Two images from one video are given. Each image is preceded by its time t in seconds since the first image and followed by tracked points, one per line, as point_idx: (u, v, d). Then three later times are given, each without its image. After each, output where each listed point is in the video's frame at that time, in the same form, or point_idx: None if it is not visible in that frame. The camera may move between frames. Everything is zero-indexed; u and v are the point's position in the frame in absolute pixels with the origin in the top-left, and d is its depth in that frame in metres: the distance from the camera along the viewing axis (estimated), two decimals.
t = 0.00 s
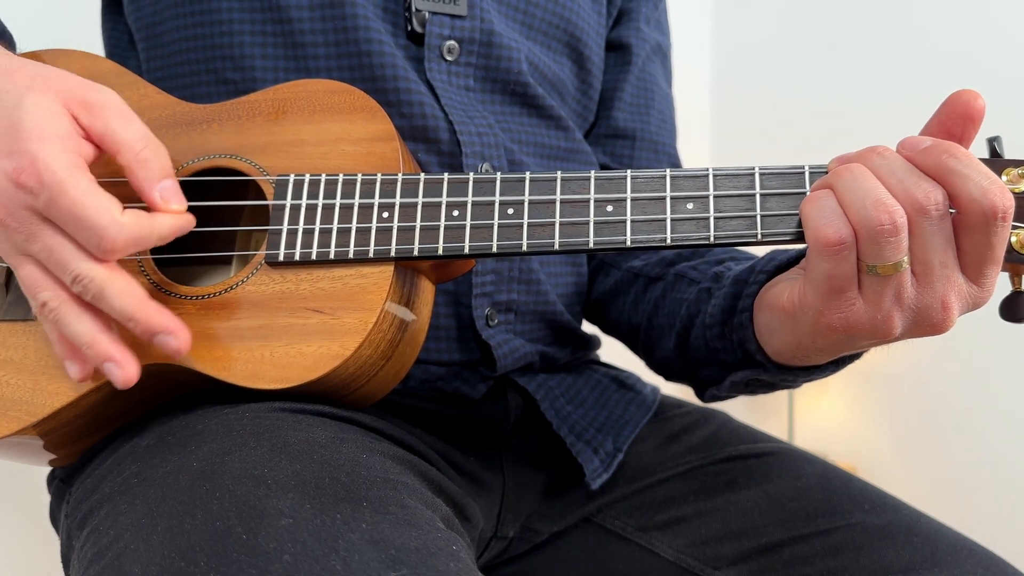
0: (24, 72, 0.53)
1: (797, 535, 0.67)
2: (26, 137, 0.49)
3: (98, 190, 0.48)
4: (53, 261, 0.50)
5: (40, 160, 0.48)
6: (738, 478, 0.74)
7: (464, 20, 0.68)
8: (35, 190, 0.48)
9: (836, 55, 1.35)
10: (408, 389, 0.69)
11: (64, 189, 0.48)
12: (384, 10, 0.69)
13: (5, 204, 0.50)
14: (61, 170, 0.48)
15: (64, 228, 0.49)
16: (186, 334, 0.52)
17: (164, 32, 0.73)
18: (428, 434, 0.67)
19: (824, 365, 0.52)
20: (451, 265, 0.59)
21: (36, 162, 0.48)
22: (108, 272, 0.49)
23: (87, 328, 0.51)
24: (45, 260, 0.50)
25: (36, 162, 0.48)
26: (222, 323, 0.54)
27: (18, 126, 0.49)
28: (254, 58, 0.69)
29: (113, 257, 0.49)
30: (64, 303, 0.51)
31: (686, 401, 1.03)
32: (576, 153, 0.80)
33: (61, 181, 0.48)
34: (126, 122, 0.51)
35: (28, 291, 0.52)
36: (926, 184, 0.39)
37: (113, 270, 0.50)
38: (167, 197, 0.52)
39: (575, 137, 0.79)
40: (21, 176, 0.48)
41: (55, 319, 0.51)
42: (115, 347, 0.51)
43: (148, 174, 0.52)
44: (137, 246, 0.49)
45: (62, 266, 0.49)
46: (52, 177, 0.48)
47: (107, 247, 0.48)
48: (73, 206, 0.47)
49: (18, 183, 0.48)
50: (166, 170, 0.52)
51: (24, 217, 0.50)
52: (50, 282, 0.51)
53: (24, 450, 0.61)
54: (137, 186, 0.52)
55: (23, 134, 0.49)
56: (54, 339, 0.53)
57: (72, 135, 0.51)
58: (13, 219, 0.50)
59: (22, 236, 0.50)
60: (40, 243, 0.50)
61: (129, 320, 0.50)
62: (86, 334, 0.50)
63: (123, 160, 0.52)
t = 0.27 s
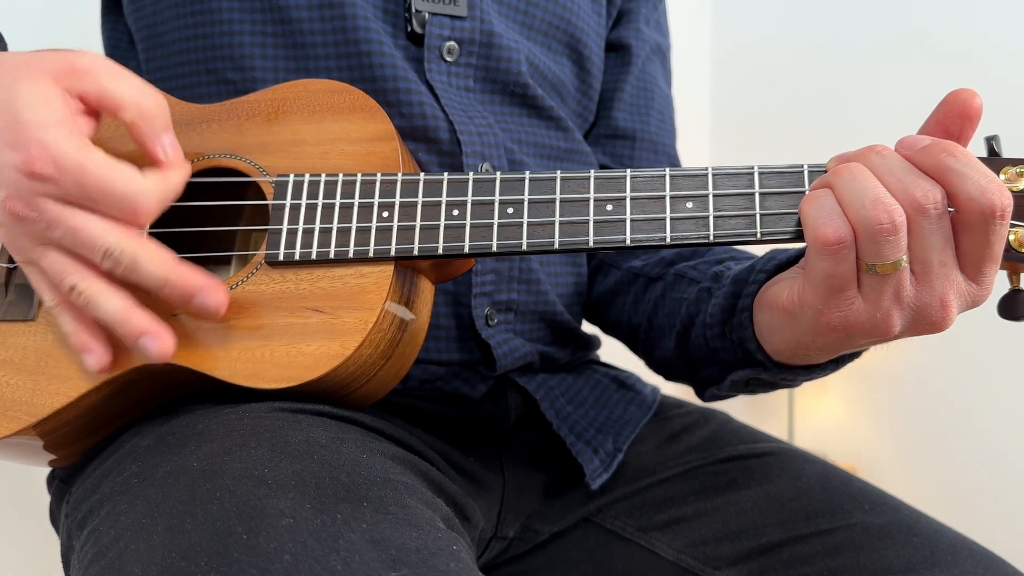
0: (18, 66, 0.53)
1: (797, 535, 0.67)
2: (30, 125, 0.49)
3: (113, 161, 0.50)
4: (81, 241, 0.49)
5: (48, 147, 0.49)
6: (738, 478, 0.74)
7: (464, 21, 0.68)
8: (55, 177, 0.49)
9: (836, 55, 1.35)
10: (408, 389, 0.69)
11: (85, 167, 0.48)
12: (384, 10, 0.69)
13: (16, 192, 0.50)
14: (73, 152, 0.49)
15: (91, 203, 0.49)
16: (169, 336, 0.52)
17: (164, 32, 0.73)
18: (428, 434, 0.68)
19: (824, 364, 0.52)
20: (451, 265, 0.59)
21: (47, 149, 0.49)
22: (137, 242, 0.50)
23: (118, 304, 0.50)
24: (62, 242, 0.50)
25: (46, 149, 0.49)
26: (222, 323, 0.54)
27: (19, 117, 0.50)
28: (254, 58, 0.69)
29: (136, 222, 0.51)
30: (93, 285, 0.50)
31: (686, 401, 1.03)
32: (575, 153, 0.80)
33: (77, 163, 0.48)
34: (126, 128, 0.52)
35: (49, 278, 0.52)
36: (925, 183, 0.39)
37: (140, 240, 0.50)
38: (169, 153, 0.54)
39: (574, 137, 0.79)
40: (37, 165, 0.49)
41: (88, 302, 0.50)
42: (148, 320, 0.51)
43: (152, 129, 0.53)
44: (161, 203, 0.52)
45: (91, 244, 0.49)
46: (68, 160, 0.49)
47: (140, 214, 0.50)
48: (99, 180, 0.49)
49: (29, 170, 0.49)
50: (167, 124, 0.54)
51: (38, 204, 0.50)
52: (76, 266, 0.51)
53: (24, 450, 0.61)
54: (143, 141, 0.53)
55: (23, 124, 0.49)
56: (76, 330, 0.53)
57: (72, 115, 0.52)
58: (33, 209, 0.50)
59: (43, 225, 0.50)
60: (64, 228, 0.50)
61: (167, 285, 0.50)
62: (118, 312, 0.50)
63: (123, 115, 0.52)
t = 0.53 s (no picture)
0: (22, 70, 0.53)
1: (797, 535, 0.67)
2: (30, 122, 0.48)
3: (115, 152, 0.49)
4: (86, 236, 0.49)
5: (51, 139, 0.48)
6: (738, 478, 0.74)
7: (464, 22, 0.69)
8: (56, 172, 0.48)
9: (836, 56, 1.35)
10: (408, 388, 0.69)
11: (87, 161, 0.47)
12: (384, 11, 0.69)
13: (18, 186, 0.49)
14: (75, 143, 0.48)
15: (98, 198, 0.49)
16: (180, 326, 0.52)
17: (163, 32, 0.73)
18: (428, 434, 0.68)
19: (824, 364, 0.52)
20: (451, 264, 0.59)
21: (48, 142, 0.48)
22: (140, 233, 0.49)
23: (126, 295, 0.51)
24: (70, 236, 0.50)
25: (49, 143, 0.48)
26: (222, 323, 0.54)
27: (21, 112, 0.49)
28: (254, 58, 0.69)
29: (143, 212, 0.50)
30: (100, 278, 0.51)
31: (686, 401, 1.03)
32: (575, 153, 0.80)
33: (78, 155, 0.47)
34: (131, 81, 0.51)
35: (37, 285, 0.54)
36: (926, 182, 0.39)
37: (144, 231, 0.50)
38: (170, 139, 0.52)
39: (575, 137, 0.79)
40: (35, 161, 0.48)
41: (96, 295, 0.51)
42: (158, 310, 0.52)
43: (150, 117, 0.51)
44: (167, 191, 0.51)
45: (95, 238, 0.49)
46: (69, 153, 0.48)
47: (143, 203, 0.50)
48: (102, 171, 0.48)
49: (32, 166, 0.48)
50: (167, 113, 0.52)
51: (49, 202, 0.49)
52: (83, 259, 0.51)
53: (24, 449, 0.61)
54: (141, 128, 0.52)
55: (26, 120, 0.48)
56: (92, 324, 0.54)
57: (71, 106, 0.50)
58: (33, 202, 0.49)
59: (46, 220, 0.50)
60: (68, 222, 0.49)
61: (173, 276, 0.50)
62: (127, 302, 0.51)
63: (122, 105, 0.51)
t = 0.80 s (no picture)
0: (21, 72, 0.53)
1: (796, 535, 0.68)
2: (24, 128, 0.49)
3: (103, 167, 0.49)
4: (69, 249, 0.50)
5: (41, 150, 0.48)
6: (737, 478, 0.74)
7: (463, 22, 0.69)
8: (42, 181, 0.48)
9: (835, 56, 1.35)
10: (408, 388, 0.69)
11: (72, 176, 0.48)
12: (384, 11, 0.69)
13: (6, 196, 0.49)
14: (64, 156, 0.48)
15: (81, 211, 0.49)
16: (208, 304, 0.52)
17: (164, 32, 0.73)
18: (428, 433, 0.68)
19: (824, 363, 0.52)
20: (451, 263, 0.59)
21: (38, 153, 0.48)
22: (121, 251, 0.50)
23: (106, 310, 0.51)
24: (52, 247, 0.51)
25: (38, 153, 0.48)
26: (223, 322, 0.55)
27: (13, 118, 0.49)
28: (254, 58, 0.69)
29: (128, 231, 0.51)
30: (81, 290, 0.51)
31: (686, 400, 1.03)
32: (576, 153, 0.80)
33: (66, 169, 0.48)
34: (127, 99, 0.51)
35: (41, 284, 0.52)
36: (925, 181, 0.40)
37: (125, 247, 0.51)
38: (164, 155, 0.53)
39: (574, 137, 0.80)
40: (25, 169, 0.48)
41: (76, 305, 0.51)
42: (136, 328, 0.52)
43: (143, 135, 0.52)
44: (152, 215, 0.51)
45: (76, 252, 0.50)
46: (57, 165, 0.48)
47: (124, 222, 0.49)
48: (85, 188, 0.48)
49: (20, 173, 0.48)
50: (160, 129, 0.53)
51: (34, 208, 0.50)
52: (66, 270, 0.51)
53: (24, 449, 0.61)
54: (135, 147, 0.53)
55: (19, 125, 0.49)
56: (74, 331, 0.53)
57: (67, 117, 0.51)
58: (21, 210, 0.50)
59: (33, 228, 0.50)
60: (52, 232, 0.50)
61: (149, 296, 0.50)
62: (107, 317, 0.51)
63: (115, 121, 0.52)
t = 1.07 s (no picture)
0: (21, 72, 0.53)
1: (797, 534, 0.67)
2: (14, 138, 0.49)
3: (90, 188, 0.48)
4: (48, 262, 0.50)
5: (30, 162, 0.48)
6: (738, 477, 0.74)
7: (462, 22, 0.69)
8: (28, 192, 0.48)
9: (834, 56, 1.36)
10: (408, 388, 0.69)
11: (56, 191, 0.48)
12: (382, 11, 0.69)
13: None
14: (51, 170, 0.48)
15: (63, 229, 0.49)
16: (175, 336, 0.52)
17: (162, 33, 0.73)
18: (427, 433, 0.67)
19: (823, 358, 0.52)
20: (450, 262, 0.59)
21: (27, 164, 0.48)
22: (100, 272, 0.50)
23: (80, 329, 0.51)
24: (37, 261, 0.51)
25: (26, 165, 0.48)
26: (221, 322, 0.54)
27: (6, 126, 0.49)
28: (252, 58, 0.69)
29: (108, 254, 0.50)
30: (57, 305, 0.51)
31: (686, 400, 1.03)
32: (574, 152, 0.80)
33: (52, 184, 0.48)
34: (123, 129, 0.52)
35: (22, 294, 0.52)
36: (922, 174, 0.39)
37: (105, 270, 0.50)
38: (155, 188, 0.52)
39: (573, 137, 0.80)
40: (14, 180, 0.48)
41: (88, 300, 0.50)
42: (155, 318, 0.51)
43: (136, 165, 0.52)
44: (132, 242, 0.49)
45: (53, 267, 0.50)
46: (43, 177, 0.48)
47: (106, 245, 0.48)
48: (70, 207, 0.47)
49: (9, 184, 0.48)
50: (155, 160, 0.52)
51: (18, 219, 0.50)
52: (43, 284, 0.51)
53: (24, 451, 0.60)
54: (126, 178, 0.52)
55: (10, 135, 0.49)
56: (48, 347, 0.53)
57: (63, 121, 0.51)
58: (7, 223, 0.50)
59: (16, 238, 0.50)
60: (34, 245, 0.50)
61: (120, 321, 0.50)
62: (119, 309, 0.49)
63: (110, 152, 0.52)
